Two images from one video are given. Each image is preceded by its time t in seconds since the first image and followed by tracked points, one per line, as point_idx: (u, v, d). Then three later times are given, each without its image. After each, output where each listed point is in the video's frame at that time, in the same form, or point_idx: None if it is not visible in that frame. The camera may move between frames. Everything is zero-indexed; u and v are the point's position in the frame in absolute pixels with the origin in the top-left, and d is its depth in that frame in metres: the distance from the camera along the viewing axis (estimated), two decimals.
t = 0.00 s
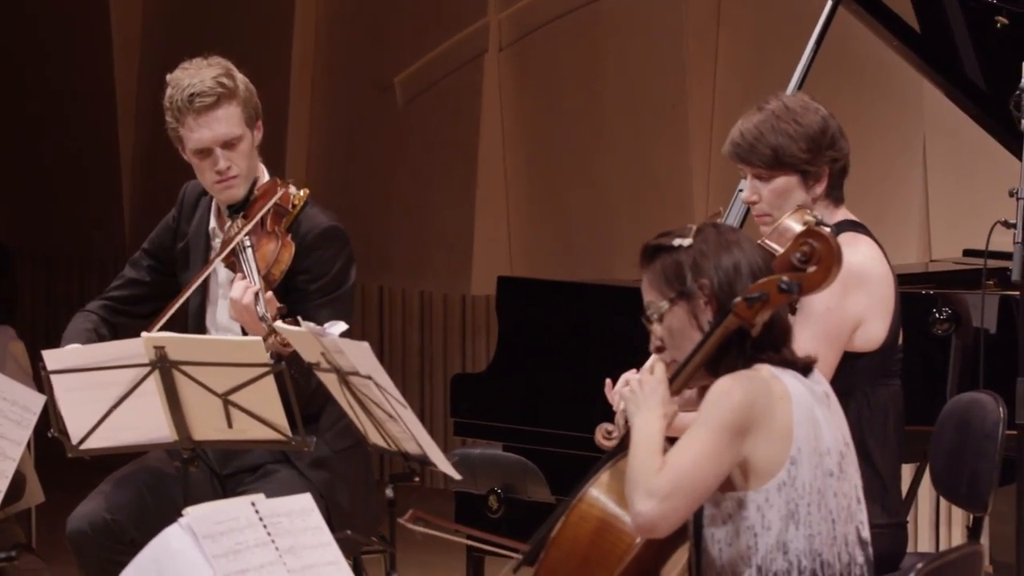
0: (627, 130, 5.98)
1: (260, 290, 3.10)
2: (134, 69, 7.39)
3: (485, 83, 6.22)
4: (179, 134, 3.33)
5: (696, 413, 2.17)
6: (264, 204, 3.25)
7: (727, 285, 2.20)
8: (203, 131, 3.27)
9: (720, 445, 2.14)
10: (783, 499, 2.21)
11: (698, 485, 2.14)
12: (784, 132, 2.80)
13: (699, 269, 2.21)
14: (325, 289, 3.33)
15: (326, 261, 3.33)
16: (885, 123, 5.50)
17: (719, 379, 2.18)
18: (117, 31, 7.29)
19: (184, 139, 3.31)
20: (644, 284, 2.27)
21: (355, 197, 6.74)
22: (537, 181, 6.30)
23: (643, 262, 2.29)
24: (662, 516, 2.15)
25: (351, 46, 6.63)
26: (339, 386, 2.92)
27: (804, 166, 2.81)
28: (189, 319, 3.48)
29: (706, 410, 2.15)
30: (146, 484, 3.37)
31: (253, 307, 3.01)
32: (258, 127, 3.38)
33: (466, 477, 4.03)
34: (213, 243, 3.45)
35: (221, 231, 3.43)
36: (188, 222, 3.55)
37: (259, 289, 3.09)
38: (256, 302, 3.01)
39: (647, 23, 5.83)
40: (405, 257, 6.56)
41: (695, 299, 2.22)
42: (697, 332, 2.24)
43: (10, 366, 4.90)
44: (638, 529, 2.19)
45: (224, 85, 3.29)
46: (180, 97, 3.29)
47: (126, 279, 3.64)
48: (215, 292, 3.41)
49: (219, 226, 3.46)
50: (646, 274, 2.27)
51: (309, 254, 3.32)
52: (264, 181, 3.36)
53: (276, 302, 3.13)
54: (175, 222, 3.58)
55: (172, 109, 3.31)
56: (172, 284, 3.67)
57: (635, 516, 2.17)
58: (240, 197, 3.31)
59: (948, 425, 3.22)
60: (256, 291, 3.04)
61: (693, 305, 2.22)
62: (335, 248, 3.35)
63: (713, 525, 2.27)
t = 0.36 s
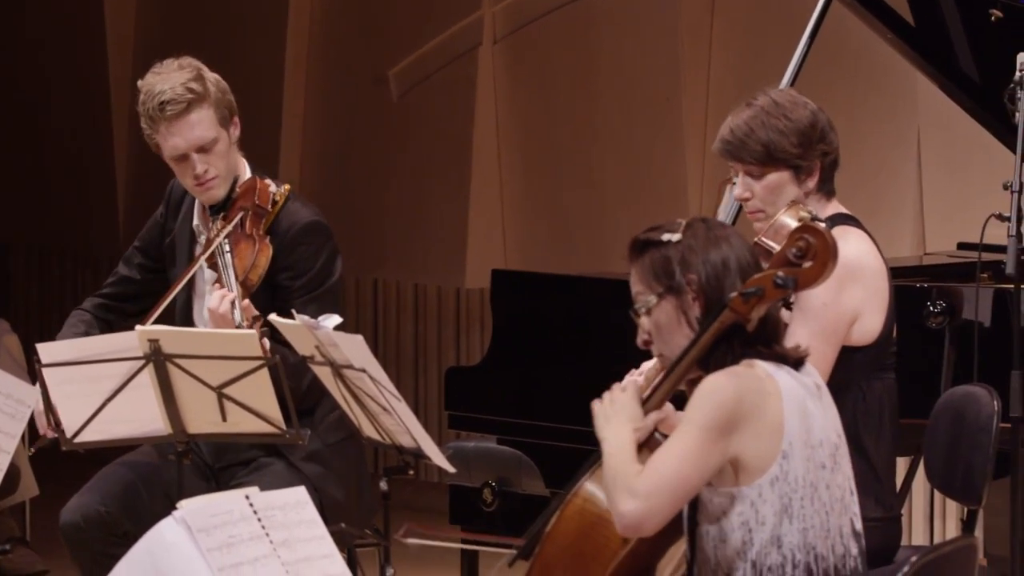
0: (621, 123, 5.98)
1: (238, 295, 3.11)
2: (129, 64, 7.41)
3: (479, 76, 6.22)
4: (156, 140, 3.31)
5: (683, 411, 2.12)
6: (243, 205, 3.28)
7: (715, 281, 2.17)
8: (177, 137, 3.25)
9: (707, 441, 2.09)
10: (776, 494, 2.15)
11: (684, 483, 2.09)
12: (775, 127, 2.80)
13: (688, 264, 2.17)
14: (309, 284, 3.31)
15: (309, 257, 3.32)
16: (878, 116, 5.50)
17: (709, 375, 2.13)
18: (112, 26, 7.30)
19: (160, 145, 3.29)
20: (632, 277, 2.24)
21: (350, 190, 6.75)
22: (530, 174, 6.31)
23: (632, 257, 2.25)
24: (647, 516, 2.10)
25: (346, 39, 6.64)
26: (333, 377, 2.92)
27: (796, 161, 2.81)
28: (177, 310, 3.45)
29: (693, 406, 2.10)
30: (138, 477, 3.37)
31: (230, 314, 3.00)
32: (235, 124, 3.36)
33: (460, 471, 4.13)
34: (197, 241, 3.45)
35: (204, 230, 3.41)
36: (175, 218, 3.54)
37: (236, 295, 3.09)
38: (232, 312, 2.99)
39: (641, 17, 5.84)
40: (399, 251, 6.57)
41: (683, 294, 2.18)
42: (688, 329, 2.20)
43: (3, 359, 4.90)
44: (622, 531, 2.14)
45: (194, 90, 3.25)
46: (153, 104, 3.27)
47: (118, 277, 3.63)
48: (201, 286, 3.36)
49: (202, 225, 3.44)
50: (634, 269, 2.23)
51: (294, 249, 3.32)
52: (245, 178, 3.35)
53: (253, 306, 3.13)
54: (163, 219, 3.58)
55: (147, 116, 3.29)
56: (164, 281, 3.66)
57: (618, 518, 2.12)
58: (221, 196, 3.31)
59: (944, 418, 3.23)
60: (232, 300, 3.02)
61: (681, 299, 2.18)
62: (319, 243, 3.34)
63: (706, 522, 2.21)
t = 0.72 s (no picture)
0: (615, 114, 5.98)
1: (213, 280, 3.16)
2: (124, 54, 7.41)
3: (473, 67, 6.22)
4: (155, 117, 3.30)
5: (673, 400, 2.12)
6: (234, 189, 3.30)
7: (707, 272, 2.16)
8: (176, 115, 3.25)
9: (696, 430, 2.09)
10: (768, 484, 2.16)
11: (672, 471, 2.09)
12: (770, 117, 2.80)
13: (679, 254, 2.16)
14: (290, 275, 3.31)
15: (295, 245, 3.30)
16: (873, 108, 5.50)
17: (699, 366, 2.14)
18: (106, 15, 7.30)
19: (159, 121, 3.28)
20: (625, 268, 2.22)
21: (345, 179, 6.75)
22: (524, 164, 6.31)
23: (624, 247, 2.23)
24: (634, 501, 2.10)
25: (340, 29, 6.64)
26: (327, 368, 2.92)
27: (791, 152, 2.81)
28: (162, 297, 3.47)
29: (683, 395, 2.10)
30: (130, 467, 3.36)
31: (207, 303, 3.11)
32: (236, 109, 3.35)
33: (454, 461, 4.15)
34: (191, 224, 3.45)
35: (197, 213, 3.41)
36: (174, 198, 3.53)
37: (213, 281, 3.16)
38: (209, 302, 3.10)
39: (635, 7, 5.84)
40: (394, 241, 6.58)
41: (675, 285, 2.17)
42: (680, 322, 2.19)
43: None
44: (608, 517, 2.14)
45: (196, 69, 3.24)
46: (153, 81, 3.25)
47: (102, 238, 3.60)
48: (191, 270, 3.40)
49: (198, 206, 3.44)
50: (625, 260, 2.22)
51: (280, 238, 3.29)
52: (241, 162, 3.35)
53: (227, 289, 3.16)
54: (162, 198, 3.57)
55: (147, 93, 3.27)
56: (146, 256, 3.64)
57: (604, 504, 2.12)
58: (217, 178, 3.31)
59: (939, 408, 3.24)
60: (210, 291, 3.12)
61: (672, 290, 2.17)
62: (306, 233, 3.32)
63: (700, 513, 2.21)
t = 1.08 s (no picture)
0: (609, 103, 5.98)
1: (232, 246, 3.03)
2: (119, 44, 7.40)
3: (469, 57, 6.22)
4: (179, 86, 3.30)
5: (664, 386, 2.14)
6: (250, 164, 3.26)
7: (706, 254, 2.16)
8: (201, 85, 3.24)
9: (685, 416, 2.10)
10: (760, 474, 2.16)
11: (660, 455, 2.10)
12: (773, 104, 2.81)
13: (679, 239, 2.16)
14: (302, 258, 3.30)
15: (307, 228, 3.30)
16: (868, 99, 5.50)
17: (690, 355, 2.14)
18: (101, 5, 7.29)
19: (183, 90, 3.28)
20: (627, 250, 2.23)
21: (341, 169, 6.75)
22: (519, 154, 6.31)
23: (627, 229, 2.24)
24: (621, 484, 2.11)
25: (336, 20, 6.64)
26: (322, 358, 2.92)
27: (792, 142, 2.82)
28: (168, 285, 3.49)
29: (675, 381, 2.11)
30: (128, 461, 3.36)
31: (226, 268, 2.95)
32: (258, 94, 3.36)
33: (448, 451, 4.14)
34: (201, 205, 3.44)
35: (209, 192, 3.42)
36: (181, 180, 3.53)
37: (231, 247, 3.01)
38: (229, 267, 2.95)
39: None
40: (390, 231, 6.58)
41: (674, 271, 2.17)
42: (675, 306, 2.20)
43: None
44: (595, 500, 2.14)
45: (229, 42, 3.26)
46: (185, 50, 3.26)
47: (105, 220, 3.58)
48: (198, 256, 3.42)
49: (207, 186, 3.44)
50: (629, 243, 2.22)
51: (292, 220, 3.30)
52: (258, 144, 3.34)
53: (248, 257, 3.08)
54: (168, 180, 3.56)
55: (175, 61, 3.28)
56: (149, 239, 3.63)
57: (591, 488, 2.13)
58: (232, 156, 3.30)
59: (934, 398, 3.25)
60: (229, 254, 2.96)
61: (672, 276, 2.18)
62: (319, 217, 3.32)
63: (692, 501, 2.21)
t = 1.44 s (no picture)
0: (605, 95, 5.98)
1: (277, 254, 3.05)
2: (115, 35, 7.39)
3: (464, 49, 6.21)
4: (202, 85, 3.31)
5: (660, 375, 2.14)
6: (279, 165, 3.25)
7: (710, 241, 2.14)
8: (227, 88, 3.25)
9: (681, 404, 2.11)
10: (755, 465, 2.17)
11: (655, 443, 2.10)
12: (781, 90, 2.81)
13: (686, 225, 2.16)
14: (326, 258, 3.31)
15: (332, 228, 3.32)
16: (863, 90, 5.51)
17: (688, 344, 2.15)
18: None
19: (206, 90, 3.28)
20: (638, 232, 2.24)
21: (337, 160, 6.75)
22: (514, 146, 6.31)
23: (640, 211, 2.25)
24: (614, 470, 2.11)
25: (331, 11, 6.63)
26: (319, 349, 2.92)
27: (796, 130, 2.81)
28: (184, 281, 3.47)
29: (672, 371, 2.12)
30: (126, 451, 3.36)
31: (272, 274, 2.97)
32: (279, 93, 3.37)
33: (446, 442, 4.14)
34: (216, 200, 3.44)
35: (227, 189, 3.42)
36: (192, 173, 3.50)
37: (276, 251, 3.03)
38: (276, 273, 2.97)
39: None
40: (386, 223, 6.58)
41: (679, 256, 2.17)
42: (678, 289, 2.20)
43: None
44: (588, 486, 2.15)
45: (255, 45, 3.28)
46: (210, 50, 3.27)
47: (113, 217, 3.58)
48: (211, 253, 3.42)
49: (225, 182, 3.45)
50: (641, 221, 2.23)
51: (318, 220, 3.31)
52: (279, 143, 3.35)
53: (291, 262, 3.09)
54: (178, 173, 3.53)
55: (199, 60, 3.29)
56: (156, 233, 3.64)
57: (584, 474, 2.14)
58: (255, 156, 3.30)
59: (931, 389, 3.25)
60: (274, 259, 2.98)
61: (677, 261, 2.18)
62: (341, 218, 3.34)
63: (686, 491, 2.22)
